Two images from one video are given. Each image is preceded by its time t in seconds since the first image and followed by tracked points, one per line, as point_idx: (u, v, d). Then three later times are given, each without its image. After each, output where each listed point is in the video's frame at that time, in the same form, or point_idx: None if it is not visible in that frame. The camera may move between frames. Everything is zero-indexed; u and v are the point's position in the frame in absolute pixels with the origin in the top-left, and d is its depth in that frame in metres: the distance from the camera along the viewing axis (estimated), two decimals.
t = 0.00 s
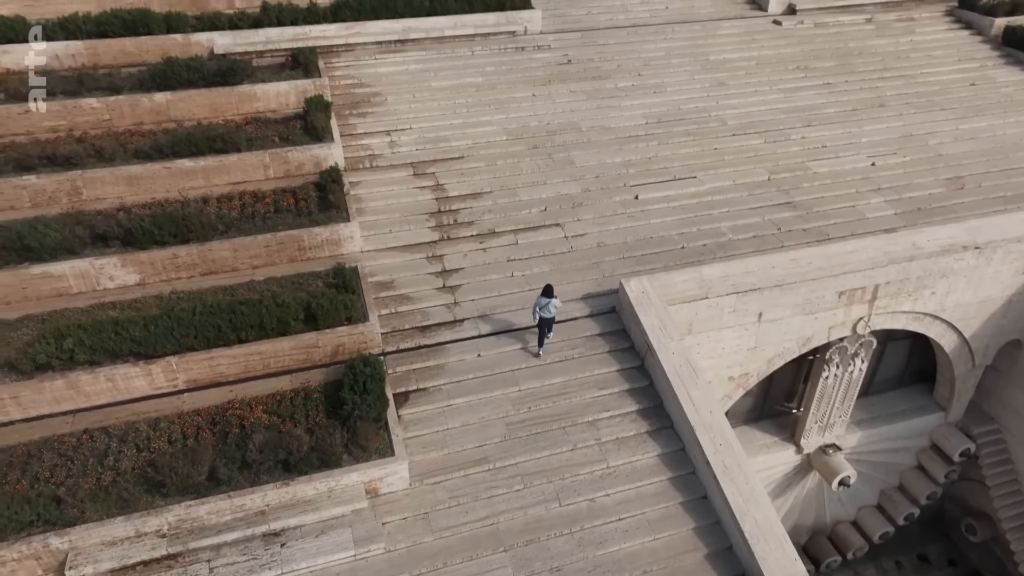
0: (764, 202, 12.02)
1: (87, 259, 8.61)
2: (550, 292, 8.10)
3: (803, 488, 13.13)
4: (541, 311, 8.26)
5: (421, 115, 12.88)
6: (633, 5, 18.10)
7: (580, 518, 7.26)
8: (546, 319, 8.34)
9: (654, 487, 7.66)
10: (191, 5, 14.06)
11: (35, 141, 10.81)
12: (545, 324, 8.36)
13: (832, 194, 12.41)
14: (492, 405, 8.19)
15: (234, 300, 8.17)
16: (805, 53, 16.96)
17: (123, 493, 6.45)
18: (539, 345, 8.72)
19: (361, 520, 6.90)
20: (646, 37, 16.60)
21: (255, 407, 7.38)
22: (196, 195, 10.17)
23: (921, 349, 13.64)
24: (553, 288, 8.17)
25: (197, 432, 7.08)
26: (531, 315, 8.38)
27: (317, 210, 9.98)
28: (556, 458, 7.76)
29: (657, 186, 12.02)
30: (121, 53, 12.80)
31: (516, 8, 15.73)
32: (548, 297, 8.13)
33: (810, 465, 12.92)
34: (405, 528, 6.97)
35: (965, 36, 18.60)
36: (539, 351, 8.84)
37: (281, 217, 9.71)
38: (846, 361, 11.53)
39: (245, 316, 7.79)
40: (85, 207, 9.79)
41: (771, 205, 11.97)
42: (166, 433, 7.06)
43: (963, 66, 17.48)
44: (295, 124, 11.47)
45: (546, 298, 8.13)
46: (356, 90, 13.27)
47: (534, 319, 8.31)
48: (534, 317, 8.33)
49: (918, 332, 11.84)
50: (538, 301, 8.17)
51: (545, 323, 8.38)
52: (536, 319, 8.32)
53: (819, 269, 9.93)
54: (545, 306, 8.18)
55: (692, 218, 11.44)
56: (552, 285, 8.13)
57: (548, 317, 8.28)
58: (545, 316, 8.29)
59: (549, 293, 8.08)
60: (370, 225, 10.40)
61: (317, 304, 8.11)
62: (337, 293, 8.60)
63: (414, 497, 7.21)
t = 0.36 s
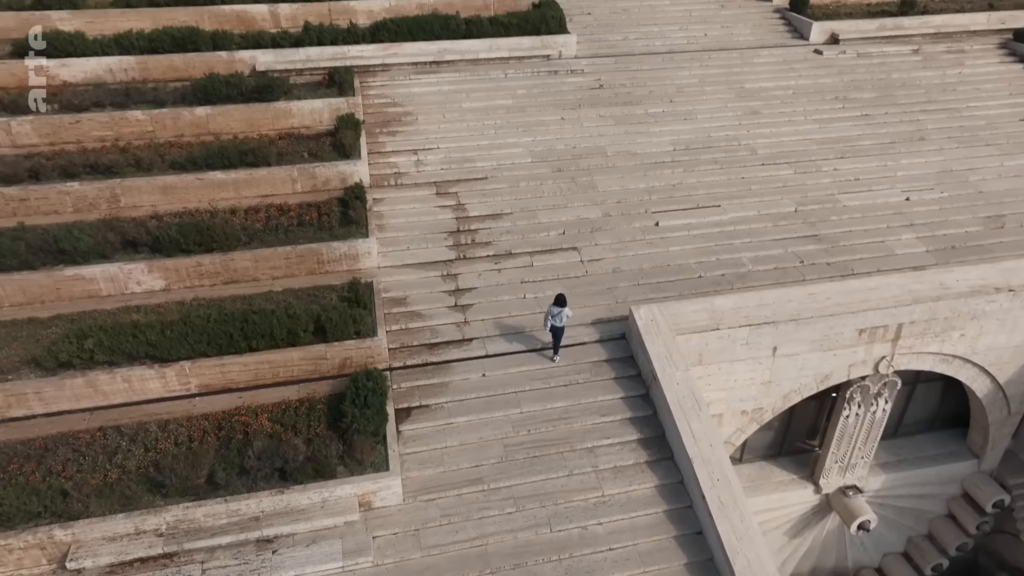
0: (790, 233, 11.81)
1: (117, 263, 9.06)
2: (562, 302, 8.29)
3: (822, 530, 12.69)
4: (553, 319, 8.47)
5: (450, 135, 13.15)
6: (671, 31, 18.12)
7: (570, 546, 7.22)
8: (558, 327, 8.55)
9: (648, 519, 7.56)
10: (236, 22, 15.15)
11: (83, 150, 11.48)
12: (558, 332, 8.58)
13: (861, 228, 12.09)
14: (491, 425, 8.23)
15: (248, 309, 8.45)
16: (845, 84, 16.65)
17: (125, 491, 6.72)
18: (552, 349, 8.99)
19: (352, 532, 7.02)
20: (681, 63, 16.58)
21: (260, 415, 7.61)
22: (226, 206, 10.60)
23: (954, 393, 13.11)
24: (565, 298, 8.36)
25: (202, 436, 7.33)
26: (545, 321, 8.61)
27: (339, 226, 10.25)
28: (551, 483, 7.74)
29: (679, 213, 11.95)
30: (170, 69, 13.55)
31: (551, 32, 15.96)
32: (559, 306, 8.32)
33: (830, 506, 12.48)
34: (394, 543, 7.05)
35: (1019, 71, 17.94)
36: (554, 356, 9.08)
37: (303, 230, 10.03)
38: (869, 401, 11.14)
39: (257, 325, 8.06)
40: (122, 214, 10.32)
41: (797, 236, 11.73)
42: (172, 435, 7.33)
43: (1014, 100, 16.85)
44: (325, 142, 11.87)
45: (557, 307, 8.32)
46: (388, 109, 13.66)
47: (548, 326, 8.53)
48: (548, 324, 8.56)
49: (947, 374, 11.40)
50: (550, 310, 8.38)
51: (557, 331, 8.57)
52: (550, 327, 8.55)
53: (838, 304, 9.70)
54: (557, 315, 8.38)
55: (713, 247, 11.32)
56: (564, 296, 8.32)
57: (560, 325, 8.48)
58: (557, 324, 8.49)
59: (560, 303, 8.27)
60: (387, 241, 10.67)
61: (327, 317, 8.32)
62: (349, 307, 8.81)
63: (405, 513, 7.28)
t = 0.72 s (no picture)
0: (801, 262, 11.69)
1: (134, 272, 9.45)
2: (563, 310, 8.67)
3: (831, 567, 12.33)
4: (556, 328, 8.81)
5: (465, 156, 13.40)
6: (694, 57, 18.21)
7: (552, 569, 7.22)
8: (560, 336, 8.86)
9: (634, 547, 7.51)
10: (268, 42, 15.80)
11: (113, 162, 12.03)
12: (562, 342, 8.89)
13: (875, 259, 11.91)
14: (484, 444, 8.31)
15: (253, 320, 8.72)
16: (869, 112, 16.46)
17: (121, 492, 6.97)
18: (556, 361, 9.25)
19: (336, 544, 7.12)
20: (702, 89, 16.62)
21: (257, 424, 7.82)
22: (242, 220, 10.97)
23: (973, 432, 12.70)
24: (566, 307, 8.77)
25: (199, 442, 7.57)
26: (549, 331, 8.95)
27: (348, 242, 10.51)
28: (538, 505, 7.76)
29: (689, 239, 11.94)
30: (201, 86, 14.16)
31: (573, 56, 16.20)
32: (560, 314, 8.69)
33: (838, 542, 12.15)
34: (377, 557, 7.14)
35: None
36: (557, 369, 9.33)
37: (313, 246, 10.31)
38: (878, 437, 10.85)
39: (260, 337, 8.31)
40: (144, 225, 10.77)
41: (808, 266, 11.61)
42: (171, 440, 7.59)
43: None
44: (342, 160, 12.21)
45: (559, 315, 8.69)
46: (407, 131, 14.00)
47: (552, 336, 8.86)
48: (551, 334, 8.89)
49: (962, 412, 11.09)
50: (552, 319, 8.75)
51: (559, 340, 8.89)
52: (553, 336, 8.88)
53: (843, 336, 9.56)
54: (559, 323, 8.74)
55: (721, 274, 11.26)
56: (565, 304, 8.72)
57: (563, 333, 8.82)
58: (559, 334, 8.81)
59: (561, 311, 8.64)
60: (396, 259, 10.89)
61: (328, 331, 8.52)
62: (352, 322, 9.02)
63: (391, 528, 7.38)
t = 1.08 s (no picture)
0: (810, 289, 11.59)
1: (150, 281, 9.85)
2: (569, 323, 8.80)
3: None
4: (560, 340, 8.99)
5: (478, 176, 13.65)
6: (714, 82, 18.26)
7: None
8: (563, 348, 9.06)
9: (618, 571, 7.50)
10: (297, 62, 16.38)
11: (141, 175, 12.56)
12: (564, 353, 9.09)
13: (887, 289, 11.74)
14: (475, 462, 8.41)
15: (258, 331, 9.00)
16: (891, 140, 16.27)
17: (121, 493, 7.25)
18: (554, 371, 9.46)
19: (323, 555, 7.25)
20: (721, 114, 16.64)
21: (255, 432, 8.06)
22: (258, 234, 11.34)
23: (990, 471, 12.30)
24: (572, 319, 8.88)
25: (199, 448, 7.83)
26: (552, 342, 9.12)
27: (357, 258, 10.78)
28: (525, 524, 7.82)
29: (696, 264, 11.95)
30: (229, 104, 14.75)
31: (591, 80, 16.38)
32: (567, 327, 8.84)
33: None
34: (362, 569, 7.26)
35: None
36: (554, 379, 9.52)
37: (323, 260, 10.60)
38: (885, 473, 10.57)
39: (263, 348, 8.57)
40: (164, 236, 11.21)
41: (816, 294, 11.50)
42: (173, 445, 7.87)
43: None
44: (357, 178, 12.56)
45: (565, 327, 8.84)
46: (424, 150, 14.32)
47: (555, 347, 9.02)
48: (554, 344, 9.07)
49: (974, 450, 10.80)
50: (557, 330, 8.91)
51: (562, 351, 9.09)
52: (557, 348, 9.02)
53: (846, 367, 9.44)
54: (565, 335, 8.92)
55: (727, 299, 11.23)
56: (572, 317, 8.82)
57: (567, 345, 9.02)
58: (563, 345, 9.01)
59: (567, 324, 8.78)
60: (403, 275, 11.13)
61: (329, 344, 8.74)
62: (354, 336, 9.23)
63: (377, 541, 7.50)
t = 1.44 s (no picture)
0: (819, 317, 11.50)
1: (169, 291, 10.29)
2: (580, 332, 9.02)
3: None
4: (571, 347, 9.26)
5: (493, 197, 13.91)
6: (735, 107, 18.31)
7: None
8: (575, 355, 9.33)
9: None
10: (324, 82, 16.96)
11: (169, 189, 13.13)
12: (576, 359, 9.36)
13: (899, 319, 11.58)
14: (469, 478, 8.56)
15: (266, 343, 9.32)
16: (913, 169, 16.07)
17: (124, 494, 7.57)
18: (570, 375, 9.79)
19: (313, 563, 7.44)
20: (739, 140, 16.67)
21: (256, 441, 8.34)
22: (274, 248, 11.73)
23: (1008, 511, 11.89)
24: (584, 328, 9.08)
25: (201, 454, 8.14)
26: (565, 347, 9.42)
27: (367, 273, 11.07)
28: (513, 542, 7.91)
29: (704, 288, 11.97)
30: (257, 122, 15.39)
31: (610, 103, 16.58)
32: (577, 335, 9.07)
33: None
34: None
35: None
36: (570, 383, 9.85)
37: (335, 276, 10.92)
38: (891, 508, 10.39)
39: (268, 359, 8.87)
40: (186, 247, 11.68)
41: (825, 322, 11.42)
42: (178, 450, 8.19)
43: None
44: (374, 195, 12.91)
45: (576, 336, 9.08)
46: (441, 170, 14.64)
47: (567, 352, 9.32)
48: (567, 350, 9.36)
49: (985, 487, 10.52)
50: (568, 338, 9.16)
51: (574, 357, 9.37)
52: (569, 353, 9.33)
53: (848, 398, 9.35)
54: (575, 343, 9.16)
55: (733, 325, 11.22)
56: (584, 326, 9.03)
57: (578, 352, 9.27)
58: (574, 352, 9.27)
59: (578, 332, 9.01)
60: (412, 292, 11.39)
61: (332, 358, 9.00)
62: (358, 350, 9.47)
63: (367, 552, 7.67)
